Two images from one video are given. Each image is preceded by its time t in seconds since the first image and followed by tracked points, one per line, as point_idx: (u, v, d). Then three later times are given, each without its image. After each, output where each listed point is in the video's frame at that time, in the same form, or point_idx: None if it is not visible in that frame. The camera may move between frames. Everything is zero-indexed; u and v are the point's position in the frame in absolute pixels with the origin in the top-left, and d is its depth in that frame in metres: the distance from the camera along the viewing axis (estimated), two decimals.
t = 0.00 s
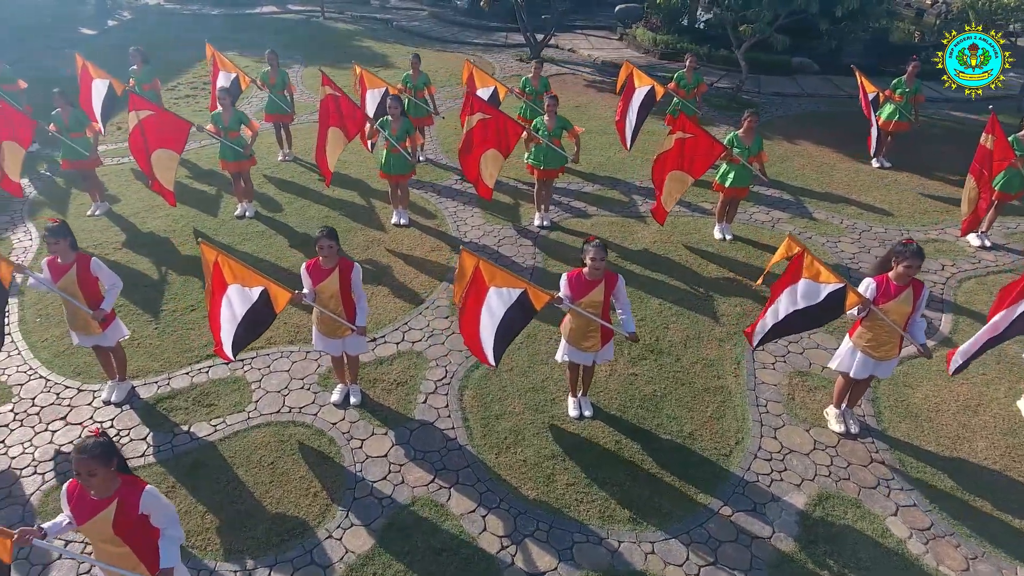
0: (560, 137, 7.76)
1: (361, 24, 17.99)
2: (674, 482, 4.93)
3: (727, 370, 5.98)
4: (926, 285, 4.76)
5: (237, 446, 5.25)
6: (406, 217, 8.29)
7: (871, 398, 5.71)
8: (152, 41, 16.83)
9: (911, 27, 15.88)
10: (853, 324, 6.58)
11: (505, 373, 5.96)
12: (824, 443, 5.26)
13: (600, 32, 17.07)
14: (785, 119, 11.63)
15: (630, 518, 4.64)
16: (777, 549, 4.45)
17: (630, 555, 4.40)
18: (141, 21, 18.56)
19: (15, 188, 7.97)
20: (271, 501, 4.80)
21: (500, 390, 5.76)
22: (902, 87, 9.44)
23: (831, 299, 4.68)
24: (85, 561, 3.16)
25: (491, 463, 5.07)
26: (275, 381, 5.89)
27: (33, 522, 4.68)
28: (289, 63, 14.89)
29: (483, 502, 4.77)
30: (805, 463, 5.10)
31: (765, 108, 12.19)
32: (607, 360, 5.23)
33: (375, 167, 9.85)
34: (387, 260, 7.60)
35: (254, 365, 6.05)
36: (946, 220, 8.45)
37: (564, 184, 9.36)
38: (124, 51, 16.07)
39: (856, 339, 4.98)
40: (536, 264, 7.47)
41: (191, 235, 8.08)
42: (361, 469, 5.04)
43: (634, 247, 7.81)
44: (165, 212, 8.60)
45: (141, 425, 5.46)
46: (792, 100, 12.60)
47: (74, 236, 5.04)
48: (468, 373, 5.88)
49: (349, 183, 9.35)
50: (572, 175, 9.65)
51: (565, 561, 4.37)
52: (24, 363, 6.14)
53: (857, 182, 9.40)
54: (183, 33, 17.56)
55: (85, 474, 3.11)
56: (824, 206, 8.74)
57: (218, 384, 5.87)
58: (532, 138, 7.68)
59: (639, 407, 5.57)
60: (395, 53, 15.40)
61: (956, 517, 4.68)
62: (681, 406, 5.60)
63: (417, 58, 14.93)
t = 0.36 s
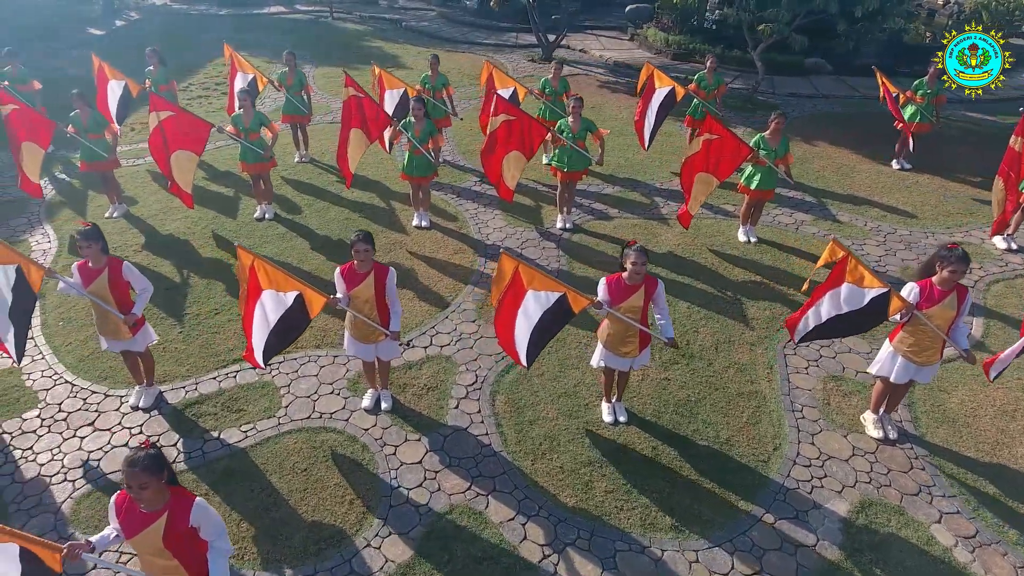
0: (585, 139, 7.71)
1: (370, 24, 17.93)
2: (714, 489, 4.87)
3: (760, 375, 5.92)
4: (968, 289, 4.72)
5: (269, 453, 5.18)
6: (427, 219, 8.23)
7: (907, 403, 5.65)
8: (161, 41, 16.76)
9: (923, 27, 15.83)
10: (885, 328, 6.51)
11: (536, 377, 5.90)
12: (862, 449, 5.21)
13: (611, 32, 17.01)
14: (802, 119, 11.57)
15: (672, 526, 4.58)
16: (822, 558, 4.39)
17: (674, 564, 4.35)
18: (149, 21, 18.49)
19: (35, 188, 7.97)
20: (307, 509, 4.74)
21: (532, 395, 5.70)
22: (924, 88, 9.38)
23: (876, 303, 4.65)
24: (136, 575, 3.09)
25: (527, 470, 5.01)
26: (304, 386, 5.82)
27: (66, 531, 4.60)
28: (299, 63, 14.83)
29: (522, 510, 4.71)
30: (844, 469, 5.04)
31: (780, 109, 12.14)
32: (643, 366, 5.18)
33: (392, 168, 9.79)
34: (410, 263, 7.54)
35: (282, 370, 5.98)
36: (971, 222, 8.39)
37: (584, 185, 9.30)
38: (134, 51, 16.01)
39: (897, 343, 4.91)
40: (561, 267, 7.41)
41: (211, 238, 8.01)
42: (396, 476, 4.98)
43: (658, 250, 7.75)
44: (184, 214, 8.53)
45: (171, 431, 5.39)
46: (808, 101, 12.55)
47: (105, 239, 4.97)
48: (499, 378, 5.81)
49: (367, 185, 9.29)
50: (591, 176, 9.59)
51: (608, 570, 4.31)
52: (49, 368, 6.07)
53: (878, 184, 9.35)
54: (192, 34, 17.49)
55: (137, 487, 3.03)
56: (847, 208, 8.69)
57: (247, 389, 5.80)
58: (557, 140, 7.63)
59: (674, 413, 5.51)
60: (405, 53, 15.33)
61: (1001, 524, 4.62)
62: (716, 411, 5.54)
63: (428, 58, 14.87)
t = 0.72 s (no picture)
0: (609, 139, 7.62)
1: (379, 24, 17.84)
2: (755, 495, 4.79)
3: (794, 378, 5.84)
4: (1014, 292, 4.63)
5: (301, 459, 5.09)
6: (448, 220, 8.15)
7: (945, 408, 5.57)
8: (169, 41, 16.66)
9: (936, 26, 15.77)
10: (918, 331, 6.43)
11: (567, 381, 5.82)
12: (902, 454, 5.13)
13: (621, 32, 16.94)
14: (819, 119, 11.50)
15: (715, 534, 4.50)
16: (870, 567, 4.31)
17: (719, 573, 4.27)
18: (156, 21, 18.39)
19: (52, 189, 7.83)
20: (342, 516, 4.65)
21: (564, 399, 5.62)
22: (946, 89, 9.46)
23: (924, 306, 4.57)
24: None
25: (564, 476, 4.93)
26: (332, 390, 5.74)
27: (97, 539, 4.51)
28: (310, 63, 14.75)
29: (561, 517, 4.63)
30: (886, 475, 4.97)
31: (796, 109, 12.06)
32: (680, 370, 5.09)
33: (409, 169, 9.71)
34: (433, 264, 7.46)
35: (309, 374, 5.90)
36: (995, 223, 8.32)
37: (603, 186, 9.22)
38: (143, 50, 15.92)
39: (940, 347, 4.81)
40: (585, 268, 7.33)
41: (230, 239, 7.93)
42: (431, 482, 4.90)
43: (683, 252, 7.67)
44: (202, 215, 8.45)
45: (199, 436, 5.30)
46: (823, 101, 12.48)
47: (135, 241, 4.89)
48: (530, 382, 5.74)
49: (385, 185, 9.20)
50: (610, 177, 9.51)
51: None
52: (72, 372, 5.98)
53: (900, 185, 9.27)
54: (199, 33, 17.39)
55: (189, 500, 2.96)
56: (870, 208, 8.62)
57: (274, 393, 5.72)
58: (581, 141, 7.54)
59: (709, 417, 5.43)
60: (416, 53, 15.24)
61: None
62: (752, 415, 5.47)
63: (440, 58, 14.80)
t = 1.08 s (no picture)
0: (634, 139, 7.53)
1: (388, 24, 17.75)
2: (798, 502, 4.71)
3: (830, 382, 5.77)
4: None
5: (334, 465, 5.01)
6: (469, 221, 8.07)
7: (984, 412, 5.49)
8: (178, 40, 16.56)
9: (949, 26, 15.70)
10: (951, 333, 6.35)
11: (600, 385, 5.74)
12: (945, 459, 5.05)
13: (632, 32, 16.86)
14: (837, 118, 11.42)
15: (760, 542, 4.42)
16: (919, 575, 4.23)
17: None
18: (163, 20, 18.29)
19: (69, 190, 7.73)
20: (379, 523, 4.56)
21: (598, 403, 5.55)
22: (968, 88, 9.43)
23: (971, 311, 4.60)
24: None
25: (602, 482, 4.85)
26: (362, 395, 5.66)
27: (130, 548, 4.43)
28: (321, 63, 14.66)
29: (602, 524, 4.55)
30: (929, 481, 4.89)
31: (813, 109, 11.99)
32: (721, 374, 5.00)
33: (427, 169, 9.62)
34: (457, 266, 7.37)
35: (338, 378, 5.82)
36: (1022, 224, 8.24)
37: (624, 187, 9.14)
38: (151, 50, 15.81)
39: (985, 351, 4.68)
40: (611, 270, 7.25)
41: (250, 241, 7.84)
42: (468, 488, 4.81)
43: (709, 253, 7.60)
44: (220, 216, 8.37)
45: (229, 441, 5.22)
46: (840, 101, 12.41)
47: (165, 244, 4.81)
48: (563, 386, 5.66)
49: (404, 186, 9.12)
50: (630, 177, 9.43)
51: None
52: (96, 376, 5.90)
53: (923, 185, 9.20)
54: (207, 33, 17.29)
55: (244, 512, 2.88)
56: (894, 209, 8.55)
57: (303, 398, 5.64)
58: (606, 141, 7.44)
59: (746, 422, 5.35)
60: (427, 53, 15.16)
61: None
62: (789, 420, 5.39)
63: (451, 58, 14.72)
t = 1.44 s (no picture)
0: (659, 140, 7.47)
1: (397, 23, 17.69)
2: (839, 506, 4.66)
3: (863, 385, 5.72)
4: None
5: (368, 469, 4.95)
6: (491, 222, 8.01)
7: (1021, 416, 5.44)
8: (187, 40, 16.50)
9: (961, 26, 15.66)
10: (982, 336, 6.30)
11: (632, 388, 5.69)
12: (984, 464, 5.00)
13: (643, 31, 16.82)
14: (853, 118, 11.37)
15: (803, 548, 4.36)
16: None
17: None
18: (171, 20, 18.23)
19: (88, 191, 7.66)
20: (416, 529, 4.50)
21: (631, 406, 5.49)
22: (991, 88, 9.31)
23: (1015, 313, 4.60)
24: None
25: (640, 487, 4.80)
26: (392, 398, 5.60)
27: (165, 554, 4.36)
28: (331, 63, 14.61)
29: (643, 530, 4.49)
30: (970, 486, 4.83)
31: (829, 109, 11.95)
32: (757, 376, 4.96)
33: (445, 170, 9.56)
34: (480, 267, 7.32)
35: (367, 382, 5.77)
36: None
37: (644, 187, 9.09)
38: (160, 50, 15.74)
39: None
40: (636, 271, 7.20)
41: (270, 242, 7.78)
42: (505, 493, 4.76)
43: (733, 254, 7.55)
44: (239, 217, 8.30)
45: (260, 446, 5.16)
46: (855, 101, 12.36)
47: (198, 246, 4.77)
48: (595, 389, 5.61)
49: (423, 187, 9.06)
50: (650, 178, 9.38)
51: None
52: (122, 379, 5.83)
53: (944, 186, 9.14)
54: (216, 32, 17.23)
55: (302, 522, 2.83)
56: (917, 210, 8.50)
57: (333, 401, 5.58)
58: (631, 142, 7.38)
59: (782, 425, 5.30)
60: (438, 53, 15.10)
61: None
62: (826, 424, 5.34)
63: (462, 58, 14.66)
